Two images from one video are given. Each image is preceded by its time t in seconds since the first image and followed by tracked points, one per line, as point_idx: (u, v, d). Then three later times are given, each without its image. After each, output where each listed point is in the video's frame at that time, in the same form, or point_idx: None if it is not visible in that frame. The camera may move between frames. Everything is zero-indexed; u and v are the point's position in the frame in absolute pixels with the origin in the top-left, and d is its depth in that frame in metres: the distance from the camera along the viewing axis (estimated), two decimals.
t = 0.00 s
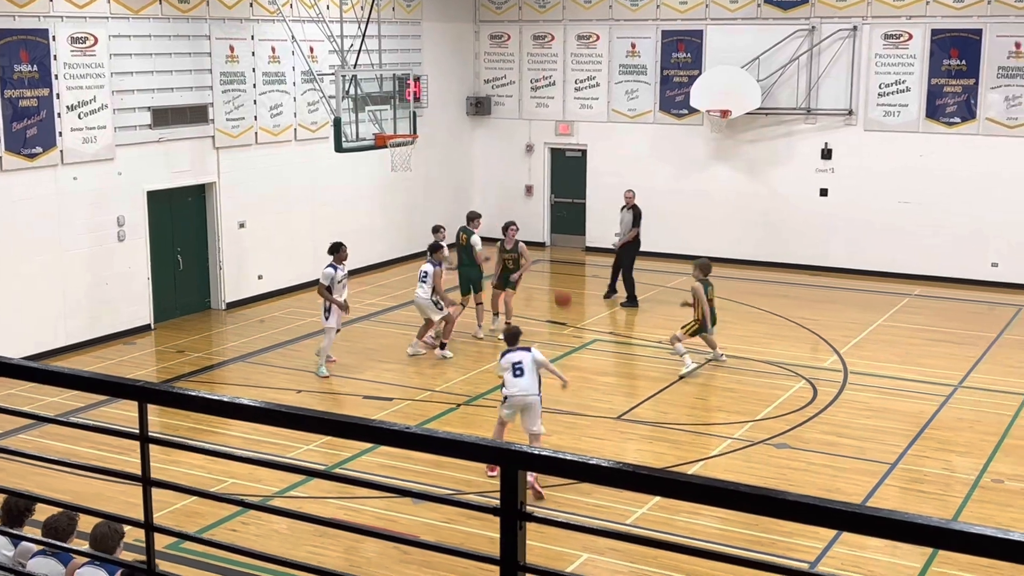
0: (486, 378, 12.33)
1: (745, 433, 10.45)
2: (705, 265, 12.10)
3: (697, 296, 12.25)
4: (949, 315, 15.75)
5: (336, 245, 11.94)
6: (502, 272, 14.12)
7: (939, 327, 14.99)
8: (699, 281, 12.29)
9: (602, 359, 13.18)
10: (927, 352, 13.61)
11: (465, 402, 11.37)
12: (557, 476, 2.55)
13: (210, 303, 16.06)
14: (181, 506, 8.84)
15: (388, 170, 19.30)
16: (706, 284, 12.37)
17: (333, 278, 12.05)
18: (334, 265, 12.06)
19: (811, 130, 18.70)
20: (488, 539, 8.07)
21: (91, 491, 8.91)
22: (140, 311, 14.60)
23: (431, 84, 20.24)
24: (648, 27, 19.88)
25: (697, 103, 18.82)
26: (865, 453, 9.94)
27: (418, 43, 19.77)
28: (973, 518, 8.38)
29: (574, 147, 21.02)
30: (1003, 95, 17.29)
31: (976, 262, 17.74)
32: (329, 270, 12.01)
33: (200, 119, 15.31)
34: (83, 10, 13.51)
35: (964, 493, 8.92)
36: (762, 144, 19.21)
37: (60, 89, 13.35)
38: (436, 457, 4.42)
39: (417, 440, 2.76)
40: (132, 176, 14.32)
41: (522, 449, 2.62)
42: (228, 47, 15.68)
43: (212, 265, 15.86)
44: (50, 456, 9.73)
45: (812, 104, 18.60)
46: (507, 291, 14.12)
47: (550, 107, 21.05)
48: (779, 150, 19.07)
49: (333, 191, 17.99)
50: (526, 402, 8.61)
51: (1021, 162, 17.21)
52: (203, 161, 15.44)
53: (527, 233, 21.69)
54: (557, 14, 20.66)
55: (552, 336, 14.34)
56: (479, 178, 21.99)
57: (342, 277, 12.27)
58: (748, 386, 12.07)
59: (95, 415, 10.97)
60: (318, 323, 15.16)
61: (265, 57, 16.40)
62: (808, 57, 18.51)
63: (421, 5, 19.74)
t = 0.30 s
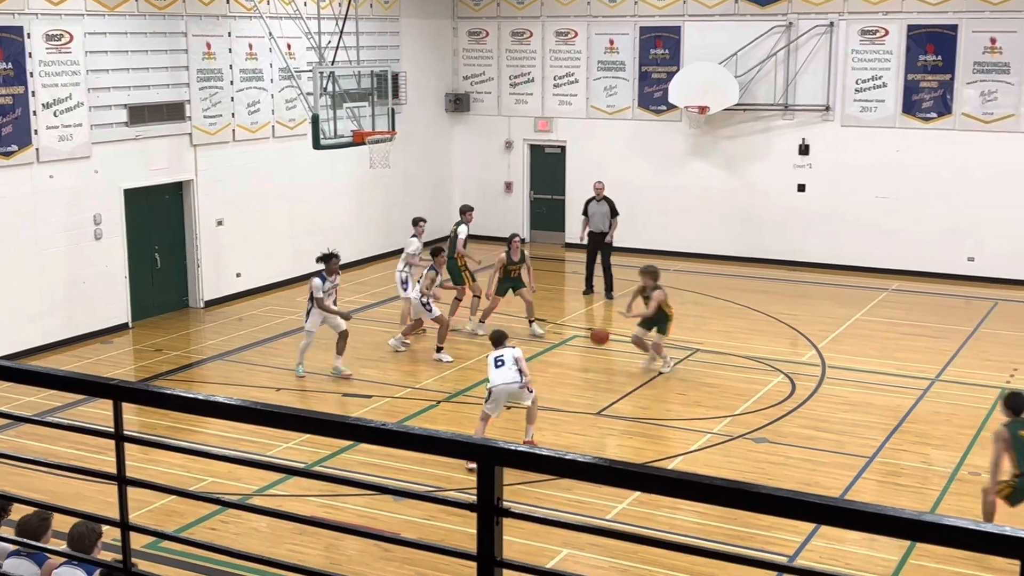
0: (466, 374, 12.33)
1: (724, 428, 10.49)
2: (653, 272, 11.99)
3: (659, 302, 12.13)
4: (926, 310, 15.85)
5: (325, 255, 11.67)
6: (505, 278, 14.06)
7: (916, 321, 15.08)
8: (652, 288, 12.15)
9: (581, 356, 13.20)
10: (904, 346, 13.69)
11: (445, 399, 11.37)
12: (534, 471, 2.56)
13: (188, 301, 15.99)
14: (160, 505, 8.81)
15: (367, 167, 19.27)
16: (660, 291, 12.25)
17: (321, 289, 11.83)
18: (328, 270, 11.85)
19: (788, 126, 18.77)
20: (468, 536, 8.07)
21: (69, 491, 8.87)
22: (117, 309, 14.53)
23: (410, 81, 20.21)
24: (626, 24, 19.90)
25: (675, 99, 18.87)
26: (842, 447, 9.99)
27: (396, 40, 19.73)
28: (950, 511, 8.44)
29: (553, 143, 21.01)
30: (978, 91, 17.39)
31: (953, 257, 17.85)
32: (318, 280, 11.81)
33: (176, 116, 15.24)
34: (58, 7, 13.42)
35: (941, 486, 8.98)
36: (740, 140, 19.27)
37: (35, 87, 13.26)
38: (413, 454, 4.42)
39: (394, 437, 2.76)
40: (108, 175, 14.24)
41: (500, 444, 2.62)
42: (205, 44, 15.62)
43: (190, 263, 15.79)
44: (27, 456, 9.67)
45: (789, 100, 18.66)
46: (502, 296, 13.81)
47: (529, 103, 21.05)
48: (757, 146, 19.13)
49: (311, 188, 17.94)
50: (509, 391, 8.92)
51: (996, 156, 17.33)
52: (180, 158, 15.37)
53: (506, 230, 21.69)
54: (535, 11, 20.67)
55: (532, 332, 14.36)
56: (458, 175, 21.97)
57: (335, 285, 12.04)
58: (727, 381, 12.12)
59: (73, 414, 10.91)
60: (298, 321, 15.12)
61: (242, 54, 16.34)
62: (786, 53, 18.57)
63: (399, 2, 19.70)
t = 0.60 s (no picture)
0: (445, 372, 12.32)
1: (702, 423, 10.52)
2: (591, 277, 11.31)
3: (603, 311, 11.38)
4: (901, 304, 15.94)
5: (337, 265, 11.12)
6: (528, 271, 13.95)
7: (892, 315, 15.16)
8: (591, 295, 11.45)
9: (560, 353, 13.21)
10: (880, 341, 13.77)
11: (423, 397, 11.35)
12: (509, 467, 2.56)
13: (164, 301, 15.91)
14: (137, 505, 8.76)
15: (343, 165, 19.21)
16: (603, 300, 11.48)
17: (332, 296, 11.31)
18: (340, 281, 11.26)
19: (764, 122, 18.83)
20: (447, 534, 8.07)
21: (45, 492, 8.81)
22: (93, 309, 14.45)
23: (386, 78, 20.17)
24: (602, 20, 19.91)
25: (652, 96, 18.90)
26: (819, 441, 10.03)
27: (372, 37, 19.69)
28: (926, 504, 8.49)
29: (531, 140, 21.00)
30: (952, 87, 17.49)
31: (929, 252, 17.97)
32: (329, 287, 11.30)
33: (151, 114, 15.15)
34: (30, 5, 13.30)
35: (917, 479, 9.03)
36: (716, 136, 19.32)
37: (8, 86, 13.14)
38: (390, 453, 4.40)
39: (368, 434, 2.75)
40: (82, 173, 14.15)
41: (475, 442, 2.62)
42: (180, 42, 15.54)
43: (166, 262, 15.72)
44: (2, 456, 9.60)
45: (765, 97, 18.73)
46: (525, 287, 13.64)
47: (506, 100, 21.04)
48: (733, 143, 19.19)
49: (288, 186, 17.88)
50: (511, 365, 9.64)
51: (970, 152, 17.43)
52: (155, 156, 15.28)
53: (484, 227, 21.68)
54: (511, 8, 20.66)
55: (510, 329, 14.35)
56: (435, 172, 21.94)
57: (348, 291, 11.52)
58: (705, 377, 12.15)
59: (48, 414, 10.84)
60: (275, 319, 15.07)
61: (217, 52, 16.27)
62: (761, 50, 18.63)
63: None
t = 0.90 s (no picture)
0: (423, 370, 12.30)
1: (680, 420, 10.54)
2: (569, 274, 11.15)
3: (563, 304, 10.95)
4: (877, 300, 16.03)
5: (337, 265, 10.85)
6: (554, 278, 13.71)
7: (868, 311, 15.24)
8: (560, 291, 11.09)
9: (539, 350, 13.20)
10: (856, 337, 13.84)
11: (401, 395, 11.34)
12: (484, 464, 2.55)
13: (139, 300, 15.82)
14: (112, 505, 8.70)
15: (320, 162, 19.17)
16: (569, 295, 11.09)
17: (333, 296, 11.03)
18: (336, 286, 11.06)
19: (740, 119, 18.89)
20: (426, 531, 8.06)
21: (19, 492, 8.74)
22: (68, 308, 14.36)
23: (363, 76, 20.12)
24: (579, 17, 19.93)
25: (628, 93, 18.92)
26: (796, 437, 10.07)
27: (348, 34, 19.64)
28: (902, 498, 8.53)
29: (508, 138, 20.99)
30: (927, 83, 17.59)
31: (904, 247, 18.07)
32: (329, 288, 11.02)
33: (125, 111, 15.06)
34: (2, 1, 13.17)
35: (894, 474, 9.08)
36: (693, 133, 19.36)
37: None
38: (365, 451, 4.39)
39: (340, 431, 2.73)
40: (56, 171, 14.05)
41: (448, 439, 2.61)
42: (154, 39, 15.46)
43: (141, 261, 15.64)
44: None
45: (741, 94, 18.79)
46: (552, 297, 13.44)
47: (483, 98, 21.02)
48: (709, 140, 19.23)
49: (264, 184, 17.81)
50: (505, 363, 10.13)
51: (944, 147, 17.55)
52: (129, 154, 15.19)
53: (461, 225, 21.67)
54: (487, 5, 20.65)
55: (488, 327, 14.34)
56: (412, 169, 21.91)
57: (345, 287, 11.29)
58: (683, 373, 12.17)
59: (22, 415, 10.74)
60: (251, 318, 15.00)
61: (192, 49, 16.19)
62: (737, 47, 18.69)
63: None
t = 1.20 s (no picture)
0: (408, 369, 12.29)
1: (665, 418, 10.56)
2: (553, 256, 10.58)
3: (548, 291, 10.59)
4: (861, 298, 16.08)
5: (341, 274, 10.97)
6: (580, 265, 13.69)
7: (852, 309, 15.29)
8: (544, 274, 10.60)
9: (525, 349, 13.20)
10: (841, 335, 13.88)
11: (387, 394, 11.33)
12: (469, 465, 2.55)
13: (124, 300, 15.76)
14: (97, 507, 8.67)
15: (304, 162, 19.13)
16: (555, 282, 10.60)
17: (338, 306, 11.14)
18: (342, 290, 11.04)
19: (725, 118, 18.92)
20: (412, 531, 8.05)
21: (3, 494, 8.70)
22: (52, 309, 14.30)
23: (347, 75, 20.08)
24: (564, 17, 19.94)
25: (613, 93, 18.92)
26: (781, 435, 10.10)
27: (333, 34, 19.60)
28: (887, 496, 8.58)
29: (493, 137, 20.99)
30: (910, 82, 17.66)
31: (888, 245, 18.14)
32: (333, 298, 11.09)
33: (109, 112, 14.99)
34: None
35: (879, 472, 9.12)
36: (678, 133, 19.39)
37: None
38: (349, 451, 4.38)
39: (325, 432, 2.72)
40: (40, 171, 13.99)
41: (434, 439, 2.61)
42: (138, 39, 15.40)
43: (125, 261, 15.57)
44: None
45: (726, 92, 18.83)
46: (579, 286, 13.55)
47: (468, 97, 21.00)
48: (694, 139, 19.26)
49: (248, 184, 17.76)
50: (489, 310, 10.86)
51: (928, 145, 17.62)
52: (113, 154, 15.14)
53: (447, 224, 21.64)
54: (472, 5, 20.64)
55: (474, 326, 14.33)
56: (397, 169, 21.88)
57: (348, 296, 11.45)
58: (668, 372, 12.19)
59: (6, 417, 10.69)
60: (236, 318, 14.97)
61: (175, 49, 16.14)
62: (722, 46, 18.72)
63: None
